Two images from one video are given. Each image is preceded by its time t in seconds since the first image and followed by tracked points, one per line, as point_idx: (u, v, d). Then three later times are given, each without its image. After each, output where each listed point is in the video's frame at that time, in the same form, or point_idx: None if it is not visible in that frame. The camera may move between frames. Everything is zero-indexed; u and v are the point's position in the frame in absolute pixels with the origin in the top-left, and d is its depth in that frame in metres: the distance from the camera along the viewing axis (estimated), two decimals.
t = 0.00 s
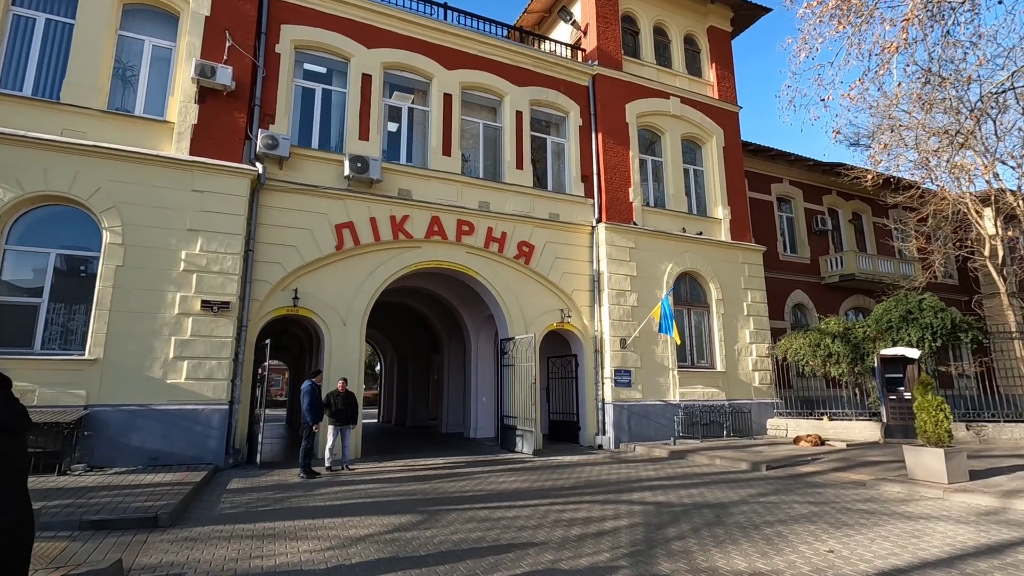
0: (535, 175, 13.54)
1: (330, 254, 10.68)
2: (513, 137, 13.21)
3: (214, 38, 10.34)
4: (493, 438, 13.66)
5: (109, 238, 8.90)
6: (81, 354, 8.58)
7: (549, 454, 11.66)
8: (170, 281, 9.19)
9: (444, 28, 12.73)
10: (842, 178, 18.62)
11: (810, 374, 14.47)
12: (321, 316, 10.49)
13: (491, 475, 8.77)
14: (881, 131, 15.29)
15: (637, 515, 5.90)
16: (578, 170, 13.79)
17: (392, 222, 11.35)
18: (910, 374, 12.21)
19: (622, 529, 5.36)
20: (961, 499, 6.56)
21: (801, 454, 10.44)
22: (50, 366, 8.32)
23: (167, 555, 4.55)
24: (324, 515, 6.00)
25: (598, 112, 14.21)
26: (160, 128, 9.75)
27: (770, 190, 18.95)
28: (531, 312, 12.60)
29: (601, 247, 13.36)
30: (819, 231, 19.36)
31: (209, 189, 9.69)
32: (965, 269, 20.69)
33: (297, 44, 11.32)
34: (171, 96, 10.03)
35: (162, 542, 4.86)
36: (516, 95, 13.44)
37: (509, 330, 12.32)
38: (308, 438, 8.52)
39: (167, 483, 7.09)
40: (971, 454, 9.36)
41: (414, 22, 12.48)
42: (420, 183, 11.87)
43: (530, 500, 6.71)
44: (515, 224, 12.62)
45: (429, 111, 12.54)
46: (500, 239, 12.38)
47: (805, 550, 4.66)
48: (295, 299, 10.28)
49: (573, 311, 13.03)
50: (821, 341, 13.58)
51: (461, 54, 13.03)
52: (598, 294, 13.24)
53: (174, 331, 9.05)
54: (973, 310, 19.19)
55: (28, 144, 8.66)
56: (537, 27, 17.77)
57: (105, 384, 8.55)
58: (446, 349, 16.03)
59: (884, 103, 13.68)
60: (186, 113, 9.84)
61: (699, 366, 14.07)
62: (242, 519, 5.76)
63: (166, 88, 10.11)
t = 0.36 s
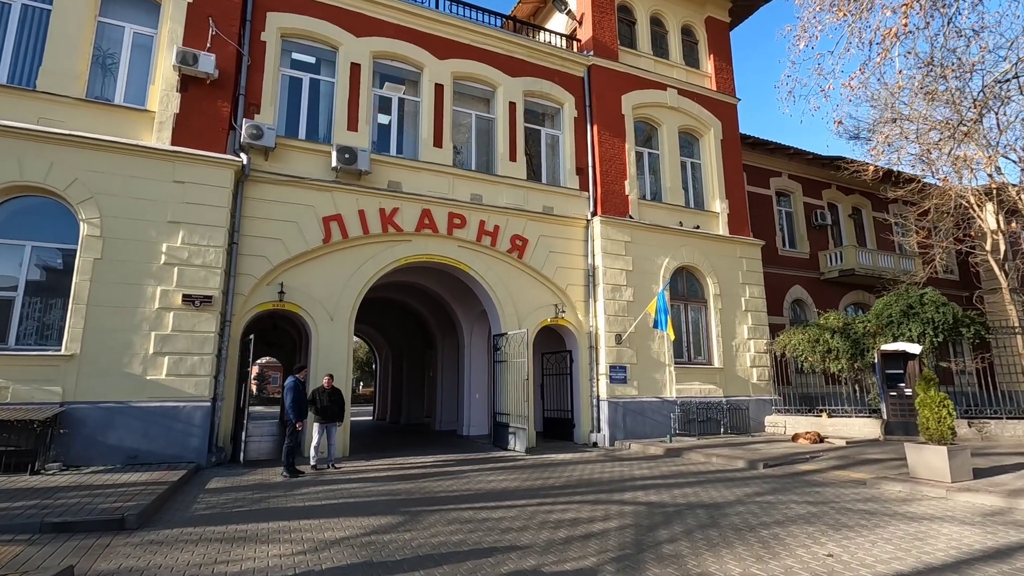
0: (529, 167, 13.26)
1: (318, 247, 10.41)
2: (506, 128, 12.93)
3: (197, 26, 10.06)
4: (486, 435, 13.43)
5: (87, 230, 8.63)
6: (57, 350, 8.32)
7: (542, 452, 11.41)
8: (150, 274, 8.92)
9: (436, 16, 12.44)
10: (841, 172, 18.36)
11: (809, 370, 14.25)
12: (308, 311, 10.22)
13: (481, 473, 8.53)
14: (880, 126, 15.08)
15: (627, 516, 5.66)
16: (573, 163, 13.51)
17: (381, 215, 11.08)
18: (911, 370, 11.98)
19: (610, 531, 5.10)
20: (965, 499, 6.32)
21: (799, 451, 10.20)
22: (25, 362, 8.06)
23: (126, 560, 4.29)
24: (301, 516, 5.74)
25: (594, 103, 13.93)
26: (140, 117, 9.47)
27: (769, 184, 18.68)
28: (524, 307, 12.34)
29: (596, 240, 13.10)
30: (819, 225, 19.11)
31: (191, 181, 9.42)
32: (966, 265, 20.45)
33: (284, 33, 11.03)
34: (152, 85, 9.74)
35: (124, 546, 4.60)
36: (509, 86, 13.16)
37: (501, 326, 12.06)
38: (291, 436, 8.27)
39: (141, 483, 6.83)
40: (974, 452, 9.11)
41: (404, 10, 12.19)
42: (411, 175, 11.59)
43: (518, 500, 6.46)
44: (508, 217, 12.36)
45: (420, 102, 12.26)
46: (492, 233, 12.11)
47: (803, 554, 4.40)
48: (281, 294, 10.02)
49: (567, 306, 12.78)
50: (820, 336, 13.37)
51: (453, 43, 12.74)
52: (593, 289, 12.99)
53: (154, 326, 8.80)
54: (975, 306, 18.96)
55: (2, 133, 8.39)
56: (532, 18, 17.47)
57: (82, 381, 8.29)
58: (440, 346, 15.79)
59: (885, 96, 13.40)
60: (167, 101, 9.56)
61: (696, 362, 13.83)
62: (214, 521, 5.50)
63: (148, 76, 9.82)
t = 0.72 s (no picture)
0: (524, 161, 12.99)
1: (307, 242, 10.15)
2: (501, 121, 12.66)
3: (182, 14, 9.78)
4: (482, 434, 13.21)
5: (67, 224, 8.39)
6: (37, 348, 8.08)
7: (538, 451, 11.17)
8: (133, 270, 8.68)
9: (429, 5, 12.14)
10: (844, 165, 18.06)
11: (810, 367, 14.02)
12: (297, 308, 9.98)
13: (473, 474, 8.29)
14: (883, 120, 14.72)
15: (621, 521, 5.42)
16: (570, 156, 13.24)
17: (373, 210, 10.82)
18: (915, 368, 11.84)
19: (602, 537, 4.86)
20: (972, 502, 6.07)
21: (801, 451, 9.95)
22: (3, 360, 7.83)
23: (88, 571, 4.05)
24: (281, 521, 5.51)
25: (591, 95, 13.65)
26: (123, 108, 9.20)
27: (769, 178, 18.40)
28: (520, 303, 12.09)
29: (593, 235, 12.84)
30: (820, 220, 18.82)
31: (175, 174, 9.16)
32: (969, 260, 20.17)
33: (272, 22, 10.75)
34: (135, 75, 9.47)
35: (88, 555, 4.35)
36: (505, 77, 12.87)
37: (496, 323, 11.82)
38: (278, 436, 8.05)
39: (119, 485, 6.59)
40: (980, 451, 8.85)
41: None
42: (403, 169, 11.33)
43: (509, 503, 6.22)
44: (503, 211, 12.10)
45: (413, 94, 11.98)
46: (487, 228, 11.86)
47: (805, 564, 4.15)
48: (269, 290, 9.77)
49: (564, 302, 12.52)
50: (821, 332, 13.13)
51: (446, 34, 12.45)
52: (590, 284, 12.74)
53: (137, 323, 8.56)
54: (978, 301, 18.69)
55: None
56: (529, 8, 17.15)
57: (62, 380, 8.06)
58: (436, 343, 15.54)
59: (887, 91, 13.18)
60: (150, 92, 9.29)
61: (695, 359, 13.58)
62: (189, 526, 5.26)
63: (130, 67, 9.55)
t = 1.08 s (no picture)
0: (524, 151, 12.68)
1: (300, 233, 9.88)
2: (500, 110, 12.35)
3: None
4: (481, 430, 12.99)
5: (50, 213, 8.14)
6: (19, 341, 7.85)
7: (537, 448, 10.91)
8: (119, 261, 8.43)
9: None
10: (851, 156, 17.68)
11: (817, 362, 13.72)
12: (290, 300, 9.72)
13: (469, 471, 8.02)
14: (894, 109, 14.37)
15: (621, 522, 5.15)
16: (571, 146, 12.91)
17: (368, 200, 10.54)
18: (925, 362, 11.39)
19: (601, 539, 4.59)
20: (991, 502, 5.78)
21: (808, 447, 9.66)
22: None
23: None
24: (264, 522, 5.25)
25: (592, 83, 13.31)
26: (109, 95, 8.93)
27: (775, 169, 18.03)
28: (519, 297, 11.81)
29: (594, 227, 12.53)
30: (827, 212, 18.46)
31: (163, 162, 8.90)
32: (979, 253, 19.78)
33: (263, 7, 10.45)
34: (121, 61, 9.19)
35: (53, 559, 4.10)
36: (504, 65, 12.55)
37: (495, 316, 11.55)
38: (268, 432, 7.80)
39: (100, 483, 6.36)
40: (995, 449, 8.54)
41: None
42: (399, 158, 11.03)
43: (504, 502, 5.95)
44: (502, 202, 11.80)
45: (409, 81, 11.68)
46: (485, 219, 11.56)
47: (817, 571, 3.86)
48: (261, 283, 9.50)
49: (564, 295, 12.23)
50: (829, 326, 12.74)
51: (444, 20, 12.12)
52: (591, 277, 12.44)
53: (124, 315, 8.31)
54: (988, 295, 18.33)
55: None
56: None
57: (45, 373, 7.82)
58: (435, 337, 15.28)
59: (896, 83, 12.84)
60: (137, 78, 9.02)
61: (699, 354, 13.29)
62: (167, 527, 5.01)
63: (117, 52, 9.27)
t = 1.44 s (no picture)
0: (525, 142, 12.37)
1: (294, 227, 9.62)
2: (501, 100, 12.03)
3: None
4: (482, 428, 12.73)
5: (36, 206, 7.90)
6: (4, 337, 7.63)
7: (539, 447, 10.65)
8: (107, 255, 8.20)
9: None
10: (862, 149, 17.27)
11: (827, 359, 13.33)
12: (284, 295, 9.47)
13: (467, 472, 7.76)
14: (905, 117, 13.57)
15: (623, 528, 4.86)
16: (573, 138, 12.60)
17: (364, 192, 10.27)
18: (940, 359, 11.11)
19: (602, 547, 4.31)
20: (1016, 507, 5.46)
21: (818, 447, 9.34)
22: None
23: None
24: (248, 526, 4.99)
25: (596, 72, 12.97)
26: (97, 83, 8.69)
27: (783, 162, 17.64)
28: (520, 292, 11.52)
29: (598, 220, 12.23)
30: (836, 206, 18.07)
31: (152, 153, 8.65)
32: (992, 248, 19.36)
33: None
34: (110, 49, 8.94)
35: (19, 567, 3.85)
36: (505, 54, 12.23)
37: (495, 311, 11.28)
38: (259, 431, 7.55)
39: (82, 484, 6.13)
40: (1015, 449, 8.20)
41: None
42: (396, 149, 10.75)
43: (501, 506, 5.67)
44: (503, 194, 11.51)
45: (407, 71, 11.38)
46: (485, 212, 11.27)
47: None
48: (254, 277, 9.25)
49: (566, 290, 11.94)
50: (840, 322, 12.44)
51: (443, 8, 11.81)
52: (594, 272, 12.14)
53: (112, 311, 8.08)
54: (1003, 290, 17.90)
55: None
56: None
57: (30, 370, 7.59)
58: (435, 333, 15.02)
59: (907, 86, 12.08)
60: (126, 67, 8.77)
61: (705, 351, 12.97)
62: (146, 532, 4.76)
63: (105, 40, 9.01)
